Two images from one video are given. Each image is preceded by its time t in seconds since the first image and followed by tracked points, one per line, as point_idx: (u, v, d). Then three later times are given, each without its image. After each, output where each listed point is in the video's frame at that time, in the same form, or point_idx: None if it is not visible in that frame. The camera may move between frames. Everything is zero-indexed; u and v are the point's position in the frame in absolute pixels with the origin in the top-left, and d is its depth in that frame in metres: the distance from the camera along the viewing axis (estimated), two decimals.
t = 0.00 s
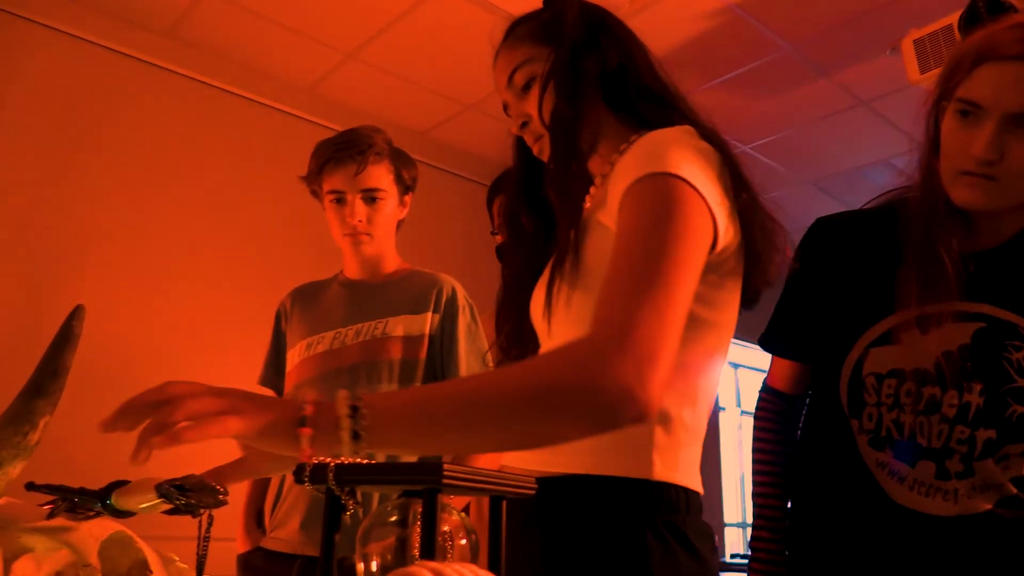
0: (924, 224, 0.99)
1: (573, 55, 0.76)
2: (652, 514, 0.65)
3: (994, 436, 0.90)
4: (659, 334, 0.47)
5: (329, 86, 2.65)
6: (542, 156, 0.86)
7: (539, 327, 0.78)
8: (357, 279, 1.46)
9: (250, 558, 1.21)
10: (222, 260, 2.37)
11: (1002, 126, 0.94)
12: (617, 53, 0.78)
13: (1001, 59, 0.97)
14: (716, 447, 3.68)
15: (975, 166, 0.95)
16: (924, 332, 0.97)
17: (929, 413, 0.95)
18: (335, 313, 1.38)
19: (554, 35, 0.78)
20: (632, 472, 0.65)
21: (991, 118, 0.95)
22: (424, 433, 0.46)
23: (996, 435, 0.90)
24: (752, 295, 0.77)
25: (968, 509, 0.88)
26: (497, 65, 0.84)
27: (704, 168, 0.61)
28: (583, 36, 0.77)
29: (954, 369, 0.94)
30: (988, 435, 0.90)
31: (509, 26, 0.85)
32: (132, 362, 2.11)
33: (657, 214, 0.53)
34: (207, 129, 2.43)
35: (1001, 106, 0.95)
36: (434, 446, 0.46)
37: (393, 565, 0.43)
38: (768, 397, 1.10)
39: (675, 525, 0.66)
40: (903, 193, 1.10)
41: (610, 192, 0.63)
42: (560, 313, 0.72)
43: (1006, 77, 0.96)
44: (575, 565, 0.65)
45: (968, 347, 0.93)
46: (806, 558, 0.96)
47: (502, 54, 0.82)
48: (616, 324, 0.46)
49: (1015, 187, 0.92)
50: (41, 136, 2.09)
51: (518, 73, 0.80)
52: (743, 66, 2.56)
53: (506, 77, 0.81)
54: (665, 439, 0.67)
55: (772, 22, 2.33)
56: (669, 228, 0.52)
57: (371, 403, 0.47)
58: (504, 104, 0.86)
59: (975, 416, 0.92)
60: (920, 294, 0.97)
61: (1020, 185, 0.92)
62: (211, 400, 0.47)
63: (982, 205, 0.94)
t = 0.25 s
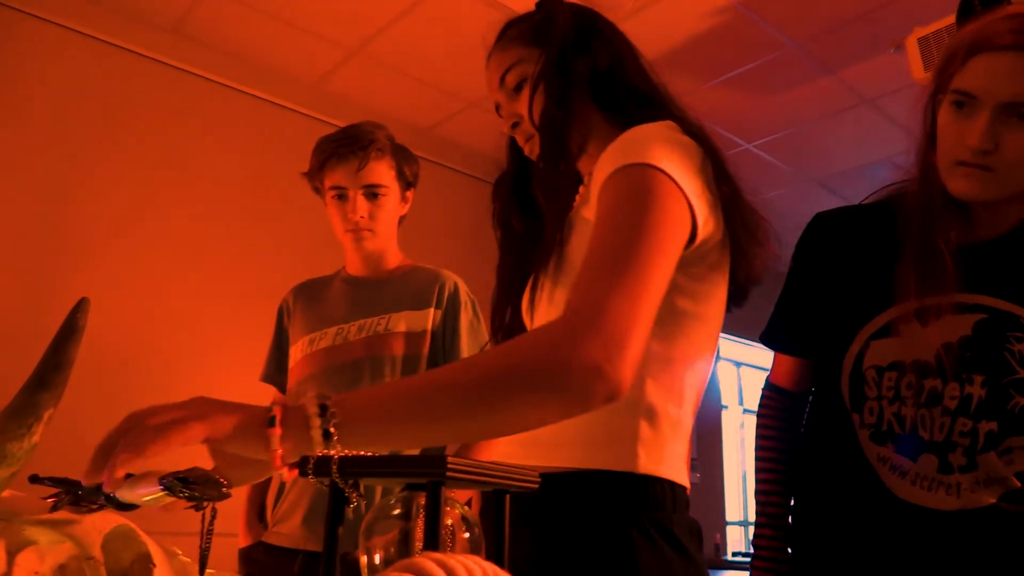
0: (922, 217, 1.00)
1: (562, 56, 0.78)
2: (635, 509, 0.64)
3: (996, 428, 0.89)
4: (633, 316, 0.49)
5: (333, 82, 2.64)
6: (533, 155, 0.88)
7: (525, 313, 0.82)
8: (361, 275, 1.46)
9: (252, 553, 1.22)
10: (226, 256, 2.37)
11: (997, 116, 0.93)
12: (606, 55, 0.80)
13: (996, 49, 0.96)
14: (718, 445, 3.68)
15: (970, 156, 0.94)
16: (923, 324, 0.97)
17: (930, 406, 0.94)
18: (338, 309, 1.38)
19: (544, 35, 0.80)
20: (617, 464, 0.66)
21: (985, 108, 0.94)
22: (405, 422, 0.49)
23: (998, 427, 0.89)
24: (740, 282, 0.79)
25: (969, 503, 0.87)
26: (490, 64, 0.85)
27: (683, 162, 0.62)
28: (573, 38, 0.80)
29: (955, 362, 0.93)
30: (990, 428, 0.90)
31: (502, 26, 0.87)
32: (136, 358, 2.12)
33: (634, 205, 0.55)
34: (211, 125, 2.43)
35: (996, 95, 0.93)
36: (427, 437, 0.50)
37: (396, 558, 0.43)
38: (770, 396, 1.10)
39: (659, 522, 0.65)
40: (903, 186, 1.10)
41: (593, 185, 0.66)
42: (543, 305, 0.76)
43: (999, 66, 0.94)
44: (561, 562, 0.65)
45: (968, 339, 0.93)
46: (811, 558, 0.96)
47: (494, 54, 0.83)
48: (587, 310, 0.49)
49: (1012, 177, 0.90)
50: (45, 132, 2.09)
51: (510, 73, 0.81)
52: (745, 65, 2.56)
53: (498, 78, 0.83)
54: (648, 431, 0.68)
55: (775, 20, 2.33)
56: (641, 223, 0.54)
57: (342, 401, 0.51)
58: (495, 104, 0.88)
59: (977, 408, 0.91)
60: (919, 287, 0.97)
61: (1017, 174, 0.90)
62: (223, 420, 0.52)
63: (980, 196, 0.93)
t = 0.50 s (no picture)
0: (917, 207, 0.99)
1: (557, 57, 0.78)
2: (629, 506, 0.65)
3: (994, 417, 0.88)
4: (610, 308, 0.51)
5: (335, 80, 2.64)
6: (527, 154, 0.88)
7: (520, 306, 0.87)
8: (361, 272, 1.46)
9: (255, 551, 1.22)
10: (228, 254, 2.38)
11: (985, 103, 0.91)
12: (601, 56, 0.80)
13: (982, 36, 0.93)
14: (721, 442, 3.68)
15: (959, 145, 0.93)
16: (918, 314, 0.96)
17: (927, 396, 0.94)
18: (339, 306, 1.38)
19: (539, 36, 0.80)
20: (611, 460, 0.66)
21: (973, 96, 0.92)
22: (393, 418, 0.51)
23: (996, 416, 0.88)
24: (732, 275, 0.79)
25: (969, 495, 0.87)
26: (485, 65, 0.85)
27: (668, 159, 0.64)
28: (568, 38, 0.80)
29: (951, 351, 0.93)
30: (988, 417, 0.89)
31: (498, 26, 0.87)
32: (139, 356, 2.13)
33: (613, 202, 0.57)
34: (213, 123, 2.43)
35: (984, 81, 0.91)
36: (423, 434, 0.52)
37: (400, 556, 0.43)
38: (774, 393, 1.10)
39: (654, 518, 0.65)
40: (898, 176, 1.09)
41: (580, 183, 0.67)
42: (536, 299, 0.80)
43: (985, 53, 0.92)
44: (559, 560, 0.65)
45: (964, 328, 0.92)
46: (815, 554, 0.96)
47: (490, 54, 0.83)
48: (567, 301, 0.51)
49: (1004, 164, 0.89)
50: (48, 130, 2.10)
51: (504, 73, 0.81)
52: (746, 62, 2.56)
53: (493, 77, 0.83)
54: (641, 428, 0.68)
55: (778, 16, 2.32)
56: (623, 218, 0.56)
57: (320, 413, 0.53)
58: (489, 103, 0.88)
59: (975, 398, 0.90)
60: (914, 277, 0.97)
61: (1007, 162, 0.89)
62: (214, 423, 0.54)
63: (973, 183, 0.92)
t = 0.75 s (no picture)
0: (908, 193, 1.02)
1: (557, 54, 0.78)
2: (636, 499, 0.65)
3: (992, 396, 0.92)
4: (598, 292, 0.51)
5: (338, 78, 2.64)
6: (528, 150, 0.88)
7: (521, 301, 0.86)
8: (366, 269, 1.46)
9: (265, 548, 1.22)
10: (233, 253, 2.38)
11: (969, 84, 0.93)
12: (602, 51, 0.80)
13: (964, 19, 0.96)
14: (727, 436, 3.68)
15: (946, 126, 0.94)
16: (913, 296, 0.99)
17: (926, 376, 0.97)
18: (345, 304, 1.38)
19: (539, 32, 0.80)
20: (617, 453, 0.66)
21: (958, 77, 0.94)
22: (387, 409, 0.51)
23: (993, 394, 0.92)
24: (732, 268, 0.79)
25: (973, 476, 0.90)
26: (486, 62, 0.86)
27: (664, 150, 0.64)
28: (568, 35, 0.79)
29: (946, 332, 0.96)
30: (986, 396, 0.92)
31: (500, 22, 0.87)
32: (146, 356, 2.13)
33: (609, 192, 0.57)
34: (217, 123, 2.43)
35: (967, 63, 0.94)
36: (419, 429, 0.52)
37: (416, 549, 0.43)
38: (780, 384, 1.09)
39: (661, 511, 0.65)
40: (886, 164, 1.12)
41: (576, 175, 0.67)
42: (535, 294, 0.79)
43: (966, 36, 0.95)
44: (567, 552, 0.66)
45: (959, 309, 0.96)
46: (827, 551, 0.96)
47: (491, 51, 0.83)
48: (558, 285, 0.51)
49: (991, 146, 0.91)
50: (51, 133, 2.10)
51: (504, 71, 0.82)
52: (750, 55, 2.56)
53: (494, 75, 0.83)
54: (646, 420, 0.68)
55: (780, 9, 2.32)
56: (619, 207, 0.56)
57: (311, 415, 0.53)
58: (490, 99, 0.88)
59: (973, 376, 0.94)
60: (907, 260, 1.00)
61: (994, 141, 0.91)
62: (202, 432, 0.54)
63: (964, 164, 0.93)
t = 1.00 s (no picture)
0: (908, 183, 1.03)
1: (566, 50, 0.77)
2: (649, 496, 0.64)
3: (1001, 380, 0.91)
4: (610, 290, 0.51)
5: (347, 75, 2.64)
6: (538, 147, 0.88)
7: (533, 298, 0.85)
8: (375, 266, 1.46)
9: (275, 545, 1.23)
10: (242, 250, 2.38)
11: (962, 69, 0.95)
12: (612, 46, 0.79)
13: (951, 8, 0.99)
14: (737, 432, 3.68)
15: (941, 113, 0.96)
16: (917, 284, 0.99)
17: (934, 363, 0.96)
18: (354, 301, 1.38)
19: (548, 27, 0.79)
20: (630, 449, 0.66)
21: (950, 63, 0.97)
22: (399, 412, 0.51)
23: (1002, 379, 0.91)
24: (744, 262, 0.78)
25: (984, 463, 0.89)
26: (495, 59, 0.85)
27: (675, 143, 0.63)
28: (577, 30, 0.78)
29: (951, 317, 0.96)
30: (995, 381, 0.91)
31: (509, 17, 0.86)
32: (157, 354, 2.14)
33: (619, 187, 0.57)
34: (225, 121, 2.43)
35: (959, 49, 0.96)
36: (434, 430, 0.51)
37: (431, 549, 0.43)
38: (791, 384, 1.11)
39: (675, 509, 0.65)
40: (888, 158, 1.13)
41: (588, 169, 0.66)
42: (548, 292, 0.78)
43: (955, 24, 0.97)
44: (582, 548, 0.66)
45: (963, 294, 0.96)
46: (840, 550, 0.96)
47: (500, 48, 0.83)
48: (569, 281, 0.51)
49: (987, 130, 0.93)
50: (61, 132, 2.11)
51: (513, 68, 0.81)
52: (759, 50, 2.54)
53: (503, 71, 0.82)
54: (659, 416, 0.67)
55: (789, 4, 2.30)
56: (631, 201, 0.56)
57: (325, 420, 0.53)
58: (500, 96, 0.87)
59: (982, 361, 0.93)
60: (908, 247, 1.00)
61: (989, 124, 0.93)
62: (223, 437, 0.52)
63: (961, 150, 0.95)
